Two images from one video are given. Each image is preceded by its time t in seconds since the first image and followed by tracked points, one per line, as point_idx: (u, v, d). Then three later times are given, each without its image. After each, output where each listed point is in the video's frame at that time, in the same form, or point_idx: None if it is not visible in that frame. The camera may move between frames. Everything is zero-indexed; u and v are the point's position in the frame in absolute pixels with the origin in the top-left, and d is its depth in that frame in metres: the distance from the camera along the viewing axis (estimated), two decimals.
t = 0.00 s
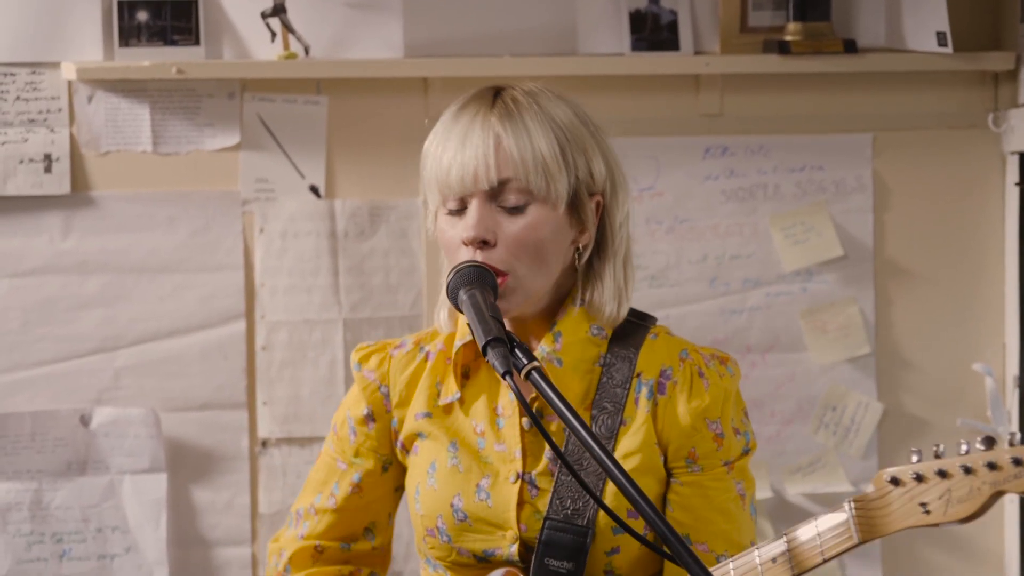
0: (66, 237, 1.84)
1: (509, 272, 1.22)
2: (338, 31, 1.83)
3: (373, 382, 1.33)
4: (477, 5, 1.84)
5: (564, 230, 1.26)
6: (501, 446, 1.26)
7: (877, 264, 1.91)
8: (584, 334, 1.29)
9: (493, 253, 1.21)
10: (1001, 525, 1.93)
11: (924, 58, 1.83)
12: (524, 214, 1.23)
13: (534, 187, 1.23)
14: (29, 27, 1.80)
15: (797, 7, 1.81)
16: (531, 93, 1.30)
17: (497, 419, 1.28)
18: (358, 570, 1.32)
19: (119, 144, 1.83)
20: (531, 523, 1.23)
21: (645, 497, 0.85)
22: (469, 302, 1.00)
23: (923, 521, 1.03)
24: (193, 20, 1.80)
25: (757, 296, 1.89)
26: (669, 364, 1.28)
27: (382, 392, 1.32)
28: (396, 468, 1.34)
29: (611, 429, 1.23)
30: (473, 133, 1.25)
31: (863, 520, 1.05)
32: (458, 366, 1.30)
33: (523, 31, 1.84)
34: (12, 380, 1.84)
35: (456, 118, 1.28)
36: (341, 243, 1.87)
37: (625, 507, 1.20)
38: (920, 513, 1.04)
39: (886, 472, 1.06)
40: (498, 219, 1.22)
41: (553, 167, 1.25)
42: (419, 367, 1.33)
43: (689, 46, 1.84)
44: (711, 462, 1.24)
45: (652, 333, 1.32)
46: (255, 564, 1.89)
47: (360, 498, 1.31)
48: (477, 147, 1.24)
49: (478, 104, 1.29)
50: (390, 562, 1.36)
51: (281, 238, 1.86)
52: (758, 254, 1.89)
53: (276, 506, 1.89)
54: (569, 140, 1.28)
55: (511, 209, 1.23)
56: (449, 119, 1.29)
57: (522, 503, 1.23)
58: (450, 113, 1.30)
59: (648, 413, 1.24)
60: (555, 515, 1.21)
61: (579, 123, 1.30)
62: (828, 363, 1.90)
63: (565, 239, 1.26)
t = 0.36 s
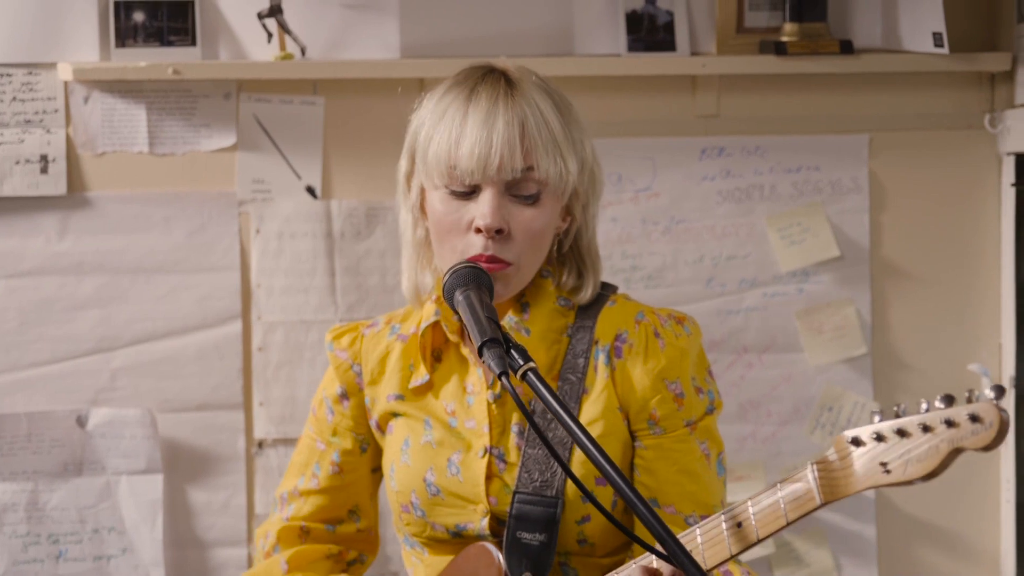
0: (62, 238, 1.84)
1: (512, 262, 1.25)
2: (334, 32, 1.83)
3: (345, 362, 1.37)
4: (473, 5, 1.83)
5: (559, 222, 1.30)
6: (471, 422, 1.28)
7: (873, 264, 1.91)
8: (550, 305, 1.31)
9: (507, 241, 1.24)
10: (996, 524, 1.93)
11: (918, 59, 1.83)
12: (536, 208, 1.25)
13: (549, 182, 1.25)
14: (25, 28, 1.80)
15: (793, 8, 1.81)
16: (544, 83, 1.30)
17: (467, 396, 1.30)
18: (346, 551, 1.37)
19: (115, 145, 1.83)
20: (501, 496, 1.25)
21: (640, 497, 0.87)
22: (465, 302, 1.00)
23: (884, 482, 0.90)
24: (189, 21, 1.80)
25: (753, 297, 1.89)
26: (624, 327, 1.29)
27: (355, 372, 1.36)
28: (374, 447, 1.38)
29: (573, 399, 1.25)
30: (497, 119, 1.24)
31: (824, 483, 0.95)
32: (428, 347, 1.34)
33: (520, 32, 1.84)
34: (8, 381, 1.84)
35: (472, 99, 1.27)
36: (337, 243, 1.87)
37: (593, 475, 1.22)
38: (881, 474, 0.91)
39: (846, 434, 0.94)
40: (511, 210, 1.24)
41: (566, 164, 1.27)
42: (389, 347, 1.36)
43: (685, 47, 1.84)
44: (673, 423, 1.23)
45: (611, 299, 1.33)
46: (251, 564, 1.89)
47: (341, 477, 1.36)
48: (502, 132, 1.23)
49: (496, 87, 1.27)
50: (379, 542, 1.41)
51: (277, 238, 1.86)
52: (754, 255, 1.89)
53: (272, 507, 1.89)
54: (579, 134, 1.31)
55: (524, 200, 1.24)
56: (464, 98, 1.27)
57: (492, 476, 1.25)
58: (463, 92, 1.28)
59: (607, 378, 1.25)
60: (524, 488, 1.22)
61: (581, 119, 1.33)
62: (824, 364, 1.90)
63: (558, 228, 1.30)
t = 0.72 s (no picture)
0: (61, 234, 1.84)
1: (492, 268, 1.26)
2: (333, 28, 1.82)
3: (317, 377, 1.43)
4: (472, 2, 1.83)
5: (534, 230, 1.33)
6: (446, 434, 1.34)
7: (871, 261, 1.91)
8: (527, 313, 1.38)
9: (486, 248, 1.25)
10: (994, 522, 1.93)
11: (918, 56, 1.83)
12: (514, 215, 1.27)
13: (525, 190, 1.28)
14: (23, 25, 1.79)
15: (792, 6, 1.81)
16: (523, 93, 1.34)
17: (441, 408, 1.36)
18: (323, 563, 1.47)
19: (114, 141, 1.83)
20: (478, 507, 1.31)
21: (640, 496, 0.87)
22: (463, 300, 1.00)
23: (866, 491, 0.98)
24: (188, 17, 1.80)
25: (751, 294, 1.89)
26: (599, 336, 1.36)
27: (327, 386, 1.43)
28: (347, 460, 1.46)
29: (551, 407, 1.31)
30: (479, 126, 1.27)
31: (808, 492, 1.02)
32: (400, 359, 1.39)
33: (518, 29, 1.84)
34: (6, 378, 1.84)
35: (453, 107, 1.30)
36: (336, 240, 1.87)
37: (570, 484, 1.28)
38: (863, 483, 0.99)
39: (829, 443, 1.01)
40: (491, 216, 1.26)
41: (541, 173, 1.30)
42: (360, 360, 1.42)
43: (684, 44, 1.84)
44: (648, 431, 1.32)
45: (584, 306, 1.41)
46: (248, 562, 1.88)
47: (315, 490, 1.44)
48: (482, 139, 1.26)
49: (477, 96, 1.31)
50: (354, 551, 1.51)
51: (276, 235, 1.86)
52: (753, 252, 1.89)
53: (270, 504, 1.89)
54: (555, 145, 1.35)
55: (503, 207, 1.27)
56: (445, 106, 1.31)
57: (468, 487, 1.31)
58: (444, 101, 1.31)
59: (583, 387, 1.33)
60: (504, 498, 1.28)
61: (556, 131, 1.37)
62: (823, 361, 1.90)
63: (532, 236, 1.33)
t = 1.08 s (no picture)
0: (58, 234, 1.84)
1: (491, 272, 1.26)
2: (330, 27, 1.82)
3: (295, 369, 1.41)
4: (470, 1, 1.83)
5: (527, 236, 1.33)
6: (431, 434, 1.33)
7: (869, 261, 1.90)
8: (517, 319, 1.37)
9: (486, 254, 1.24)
10: (992, 522, 1.93)
11: (915, 56, 1.83)
12: (514, 220, 1.27)
13: (524, 196, 1.28)
14: (20, 24, 1.79)
15: (790, 5, 1.81)
16: (522, 98, 1.34)
17: (427, 408, 1.35)
18: (289, 557, 1.43)
19: (111, 141, 1.83)
20: (462, 509, 1.30)
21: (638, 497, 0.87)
22: (461, 300, 1.00)
23: (871, 508, 0.99)
24: (185, 17, 1.80)
25: (749, 293, 1.89)
26: (589, 342, 1.37)
27: (305, 379, 1.41)
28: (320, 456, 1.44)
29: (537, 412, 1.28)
30: (482, 131, 1.27)
31: (812, 506, 1.02)
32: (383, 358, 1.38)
33: (516, 28, 1.84)
34: (3, 377, 1.84)
35: (456, 110, 1.29)
36: (333, 240, 1.86)
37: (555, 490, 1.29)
38: (868, 499, 1.00)
39: (835, 457, 1.02)
40: (492, 222, 1.25)
41: (540, 179, 1.31)
42: (341, 354, 1.40)
43: (681, 43, 1.84)
44: (627, 435, 1.33)
45: (571, 314, 1.41)
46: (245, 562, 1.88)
47: (286, 485, 1.41)
48: (486, 144, 1.26)
49: (479, 99, 1.31)
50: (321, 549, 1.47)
51: (273, 234, 1.86)
52: (751, 252, 1.89)
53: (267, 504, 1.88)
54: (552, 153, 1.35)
55: (503, 212, 1.27)
56: (447, 109, 1.30)
57: (452, 489, 1.31)
58: (445, 104, 1.31)
59: (571, 393, 1.33)
60: (489, 503, 1.28)
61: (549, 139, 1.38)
62: (820, 361, 1.90)
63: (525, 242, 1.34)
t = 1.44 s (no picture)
0: (58, 233, 1.84)
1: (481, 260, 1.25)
2: (330, 26, 1.82)
3: (268, 350, 1.35)
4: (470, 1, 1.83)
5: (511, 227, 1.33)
6: (413, 416, 1.31)
7: (870, 261, 1.90)
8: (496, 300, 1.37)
9: (476, 243, 1.24)
10: (993, 521, 1.93)
11: (916, 56, 1.83)
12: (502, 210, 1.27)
13: (513, 187, 1.28)
14: (21, 24, 1.79)
15: (790, 4, 1.81)
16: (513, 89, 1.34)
17: (406, 390, 1.33)
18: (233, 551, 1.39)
19: (111, 140, 1.83)
20: (451, 491, 1.30)
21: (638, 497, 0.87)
22: (461, 299, 1.00)
23: (924, 483, 1.09)
24: (185, 16, 1.80)
25: (749, 293, 1.89)
26: (567, 321, 1.38)
27: (279, 361, 1.35)
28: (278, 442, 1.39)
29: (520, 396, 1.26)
30: (478, 118, 1.26)
31: (858, 482, 1.11)
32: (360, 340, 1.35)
33: (516, 28, 1.84)
34: (3, 377, 1.84)
35: (450, 97, 1.29)
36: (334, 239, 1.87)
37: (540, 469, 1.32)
38: (919, 475, 1.10)
39: (881, 435, 1.11)
40: (484, 211, 1.25)
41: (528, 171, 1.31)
42: (315, 335, 1.36)
43: (682, 42, 1.84)
44: (604, 409, 1.37)
45: (543, 295, 1.42)
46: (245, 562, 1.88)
47: (244, 471, 1.37)
48: (483, 132, 1.26)
49: (473, 87, 1.30)
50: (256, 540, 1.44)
51: (273, 234, 1.86)
52: (751, 251, 1.89)
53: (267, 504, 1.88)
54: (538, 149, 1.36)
55: (493, 201, 1.26)
56: (441, 96, 1.29)
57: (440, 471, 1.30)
58: (440, 91, 1.30)
59: (553, 373, 1.35)
60: (476, 484, 1.29)
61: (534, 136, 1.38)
62: (820, 360, 1.90)
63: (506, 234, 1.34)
